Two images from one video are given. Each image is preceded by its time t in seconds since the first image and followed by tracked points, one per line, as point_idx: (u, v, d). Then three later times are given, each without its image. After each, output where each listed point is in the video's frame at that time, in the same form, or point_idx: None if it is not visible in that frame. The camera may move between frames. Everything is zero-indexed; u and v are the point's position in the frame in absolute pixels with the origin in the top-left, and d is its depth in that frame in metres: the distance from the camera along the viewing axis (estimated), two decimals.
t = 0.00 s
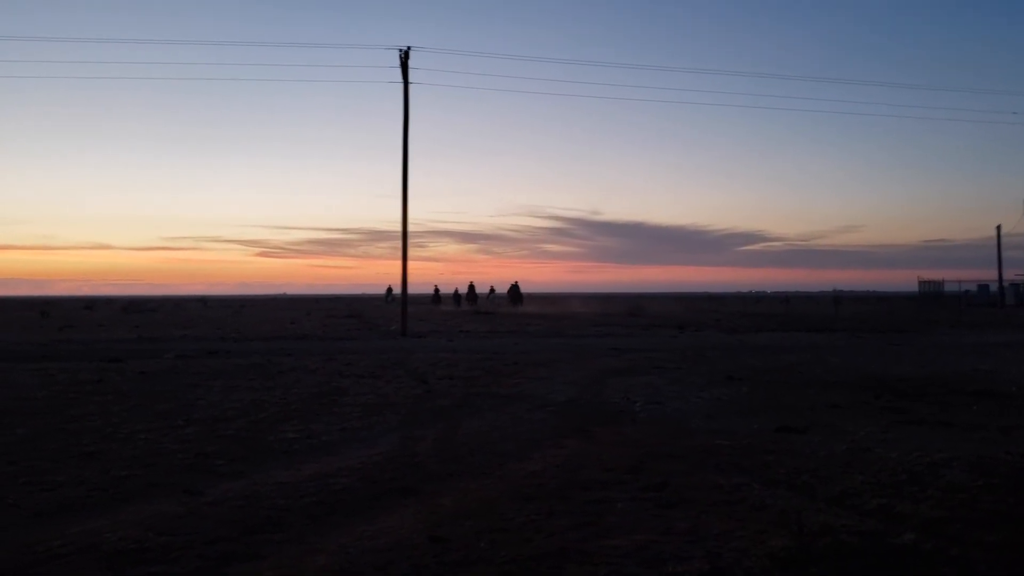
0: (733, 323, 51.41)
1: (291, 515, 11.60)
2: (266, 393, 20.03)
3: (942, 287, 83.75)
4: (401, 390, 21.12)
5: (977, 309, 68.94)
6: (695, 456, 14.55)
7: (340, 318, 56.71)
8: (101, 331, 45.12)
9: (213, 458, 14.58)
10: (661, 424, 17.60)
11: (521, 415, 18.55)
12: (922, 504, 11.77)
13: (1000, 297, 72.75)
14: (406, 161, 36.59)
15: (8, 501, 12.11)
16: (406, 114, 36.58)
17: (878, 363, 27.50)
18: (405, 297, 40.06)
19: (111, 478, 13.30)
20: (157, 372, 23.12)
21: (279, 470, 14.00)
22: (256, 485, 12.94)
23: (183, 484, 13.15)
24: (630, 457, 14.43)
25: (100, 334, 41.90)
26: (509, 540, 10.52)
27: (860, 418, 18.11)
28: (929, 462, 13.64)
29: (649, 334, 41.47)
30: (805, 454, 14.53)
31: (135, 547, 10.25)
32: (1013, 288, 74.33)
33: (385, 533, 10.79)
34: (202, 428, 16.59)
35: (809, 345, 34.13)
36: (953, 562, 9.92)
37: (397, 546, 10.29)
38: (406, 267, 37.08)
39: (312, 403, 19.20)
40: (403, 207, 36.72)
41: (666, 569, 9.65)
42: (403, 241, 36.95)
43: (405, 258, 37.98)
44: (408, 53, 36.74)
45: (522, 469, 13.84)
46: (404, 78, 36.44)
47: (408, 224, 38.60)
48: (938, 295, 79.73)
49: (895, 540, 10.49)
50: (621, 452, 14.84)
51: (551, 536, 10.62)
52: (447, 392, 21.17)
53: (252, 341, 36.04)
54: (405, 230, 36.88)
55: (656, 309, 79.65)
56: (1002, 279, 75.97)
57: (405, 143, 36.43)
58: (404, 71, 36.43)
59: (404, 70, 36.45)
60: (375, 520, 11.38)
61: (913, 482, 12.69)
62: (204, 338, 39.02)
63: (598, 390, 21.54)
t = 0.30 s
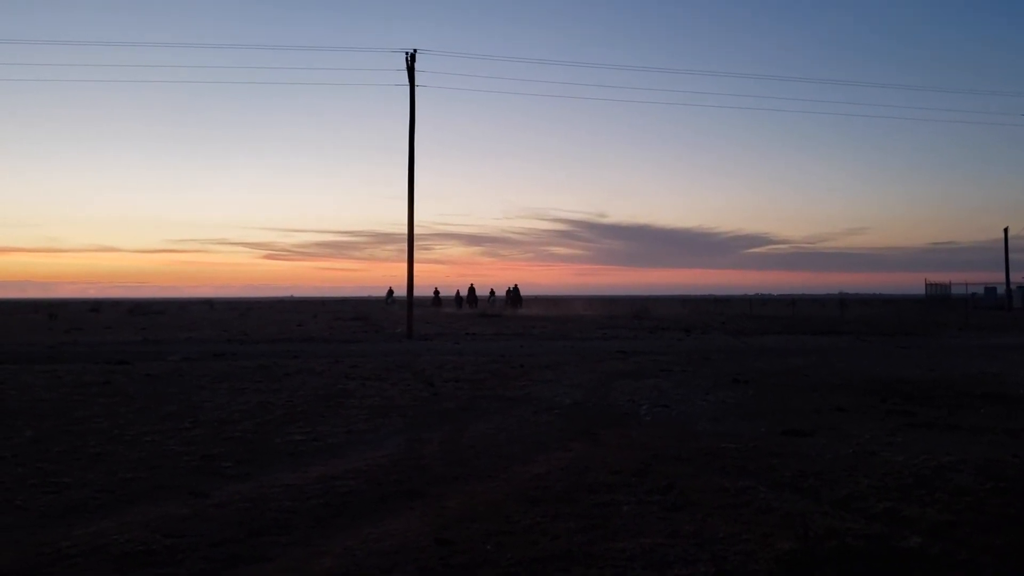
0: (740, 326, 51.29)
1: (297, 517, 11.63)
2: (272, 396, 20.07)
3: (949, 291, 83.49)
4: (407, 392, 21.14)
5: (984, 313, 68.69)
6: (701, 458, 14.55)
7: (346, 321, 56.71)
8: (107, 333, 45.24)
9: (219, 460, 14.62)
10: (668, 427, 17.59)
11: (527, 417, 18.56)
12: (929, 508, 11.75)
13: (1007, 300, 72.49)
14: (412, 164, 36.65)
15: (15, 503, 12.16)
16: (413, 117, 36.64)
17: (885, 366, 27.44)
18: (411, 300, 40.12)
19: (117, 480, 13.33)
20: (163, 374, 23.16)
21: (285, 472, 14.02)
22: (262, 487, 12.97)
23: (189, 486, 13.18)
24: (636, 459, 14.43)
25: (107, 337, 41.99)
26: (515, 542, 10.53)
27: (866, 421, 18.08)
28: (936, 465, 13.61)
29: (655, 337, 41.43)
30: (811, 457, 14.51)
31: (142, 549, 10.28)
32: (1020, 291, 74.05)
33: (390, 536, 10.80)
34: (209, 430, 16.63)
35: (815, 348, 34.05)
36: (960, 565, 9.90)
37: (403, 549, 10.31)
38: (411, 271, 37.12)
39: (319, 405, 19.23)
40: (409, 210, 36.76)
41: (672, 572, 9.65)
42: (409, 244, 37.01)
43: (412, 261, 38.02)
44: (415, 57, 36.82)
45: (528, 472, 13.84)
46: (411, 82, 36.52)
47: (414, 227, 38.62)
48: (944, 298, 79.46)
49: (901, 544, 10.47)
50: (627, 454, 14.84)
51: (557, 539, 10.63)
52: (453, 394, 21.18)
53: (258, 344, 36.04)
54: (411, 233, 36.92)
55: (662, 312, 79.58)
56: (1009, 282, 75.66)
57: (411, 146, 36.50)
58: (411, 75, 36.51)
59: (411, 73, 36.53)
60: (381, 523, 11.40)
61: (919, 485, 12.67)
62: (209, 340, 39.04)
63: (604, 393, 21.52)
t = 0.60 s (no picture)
0: (753, 326, 51.12)
1: (312, 517, 11.68)
2: (286, 396, 20.16)
3: (964, 291, 82.91)
4: (421, 393, 21.19)
5: (999, 313, 68.19)
6: (715, 459, 14.52)
7: (359, 322, 56.88)
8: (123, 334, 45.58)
9: (235, 460, 14.70)
10: (681, 427, 17.56)
11: (540, 417, 18.57)
12: (945, 509, 11.69)
13: None
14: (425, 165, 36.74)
15: (33, 502, 12.27)
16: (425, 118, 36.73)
17: (900, 367, 27.29)
18: (424, 301, 40.22)
19: (134, 480, 13.43)
20: (179, 374, 23.30)
21: (300, 472, 14.09)
22: (277, 487, 13.04)
23: (205, 485, 13.27)
24: (650, 460, 14.42)
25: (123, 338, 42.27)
26: (529, 542, 10.54)
27: (881, 422, 17.99)
28: (952, 466, 13.54)
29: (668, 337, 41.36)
30: (826, 458, 14.46)
31: (159, 548, 10.36)
32: None
33: (405, 535, 10.84)
34: (224, 430, 16.72)
35: (829, 348, 33.91)
36: (977, 566, 9.85)
37: (418, 549, 10.34)
38: (424, 271, 37.21)
39: (333, 406, 19.31)
40: (422, 210, 36.85)
41: (687, 572, 9.64)
42: (422, 244, 37.10)
43: (425, 262, 38.10)
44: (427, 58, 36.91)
45: (541, 472, 13.85)
46: (423, 82, 36.60)
47: (427, 228, 38.70)
48: (960, 298, 78.92)
49: (917, 544, 10.43)
50: (641, 455, 14.83)
51: (571, 539, 10.64)
52: (467, 395, 21.22)
53: (272, 344, 36.22)
54: (424, 234, 37.00)
55: (675, 312, 79.39)
56: None
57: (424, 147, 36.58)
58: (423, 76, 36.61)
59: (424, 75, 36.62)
60: (395, 523, 11.44)
61: (936, 486, 12.61)
62: (224, 341, 39.25)
63: (617, 394, 21.50)
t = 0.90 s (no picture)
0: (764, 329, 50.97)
1: (323, 517, 11.72)
2: (297, 397, 20.22)
3: (977, 294, 82.34)
4: (431, 394, 21.21)
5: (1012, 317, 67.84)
6: (727, 462, 14.49)
7: (370, 323, 57.02)
8: (137, 334, 45.80)
9: (246, 460, 14.77)
10: (693, 430, 17.53)
11: (550, 419, 18.56)
12: (958, 513, 11.62)
13: None
14: (437, 166, 36.81)
15: (46, 502, 12.35)
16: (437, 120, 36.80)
17: (912, 370, 27.16)
18: (435, 302, 40.30)
19: (147, 480, 13.50)
20: (191, 374, 23.42)
21: (311, 473, 14.13)
22: (288, 488, 13.08)
23: (216, 486, 13.33)
24: (661, 462, 14.40)
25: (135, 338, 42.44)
26: (540, 544, 10.54)
27: (893, 425, 17.90)
28: (965, 470, 13.46)
29: (679, 339, 41.27)
30: (838, 461, 14.40)
31: (171, 548, 10.41)
32: None
33: (415, 536, 10.86)
34: (236, 431, 16.80)
35: (840, 350, 33.78)
36: (990, 571, 9.78)
37: (428, 550, 10.35)
38: (436, 272, 37.29)
39: (344, 407, 19.36)
40: (433, 212, 36.91)
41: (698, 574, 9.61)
42: (434, 246, 37.17)
43: (436, 263, 38.16)
44: (439, 60, 36.99)
45: (552, 474, 13.85)
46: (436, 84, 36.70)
47: (438, 229, 38.73)
48: (972, 301, 78.47)
49: (929, 548, 10.38)
50: (652, 457, 14.81)
51: (582, 541, 10.63)
52: (477, 396, 21.24)
53: (283, 345, 36.34)
54: (436, 235, 37.06)
55: (686, 314, 79.22)
56: None
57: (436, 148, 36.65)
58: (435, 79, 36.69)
59: (436, 77, 36.70)
60: (406, 524, 11.46)
61: (949, 490, 12.54)
62: (236, 341, 39.36)
63: (628, 396, 21.48)
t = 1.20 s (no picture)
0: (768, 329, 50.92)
1: (326, 516, 11.71)
2: (300, 396, 20.22)
3: (980, 295, 82.14)
4: (434, 393, 21.19)
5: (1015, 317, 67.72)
6: (729, 461, 14.47)
7: (373, 323, 57.03)
8: (139, 333, 45.80)
9: (249, 459, 14.77)
10: (695, 430, 17.50)
11: (553, 419, 18.55)
12: (961, 513, 11.60)
13: None
14: (439, 166, 36.78)
15: (49, 500, 12.35)
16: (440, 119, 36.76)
17: (915, 370, 27.10)
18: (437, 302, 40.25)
19: (149, 478, 13.50)
20: (193, 373, 23.41)
21: (314, 472, 14.12)
22: (291, 487, 13.08)
23: (219, 484, 13.33)
24: (664, 462, 14.37)
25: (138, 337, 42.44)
26: (542, 544, 10.53)
27: (896, 426, 17.87)
28: (968, 470, 13.44)
29: (682, 339, 41.23)
30: (841, 461, 14.38)
31: (173, 547, 10.41)
32: None
33: (418, 536, 10.85)
34: (238, 429, 16.79)
35: (843, 351, 33.71)
36: (993, 571, 9.76)
37: (430, 549, 10.34)
38: (438, 272, 37.28)
39: (346, 406, 19.35)
40: (436, 212, 36.88)
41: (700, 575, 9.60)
42: (437, 246, 37.15)
43: (438, 263, 38.13)
44: (442, 59, 36.95)
45: (554, 473, 13.84)
46: (438, 84, 36.66)
47: (441, 228, 38.69)
48: (975, 301, 78.29)
49: (932, 549, 10.36)
50: (654, 457, 14.79)
51: (584, 541, 10.62)
52: (480, 396, 21.21)
53: (286, 344, 36.35)
54: (438, 235, 37.04)
55: (688, 314, 79.12)
56: None
57: (438, 147, 36.61)
58: (438, 78, 36.64)
59: (439, 76, 36.65)
60: (408, 523, 11.46)
61: (952, 490, 12.52)
62: (238, 340, 39.37)
63: (631, 396, 21.46)
